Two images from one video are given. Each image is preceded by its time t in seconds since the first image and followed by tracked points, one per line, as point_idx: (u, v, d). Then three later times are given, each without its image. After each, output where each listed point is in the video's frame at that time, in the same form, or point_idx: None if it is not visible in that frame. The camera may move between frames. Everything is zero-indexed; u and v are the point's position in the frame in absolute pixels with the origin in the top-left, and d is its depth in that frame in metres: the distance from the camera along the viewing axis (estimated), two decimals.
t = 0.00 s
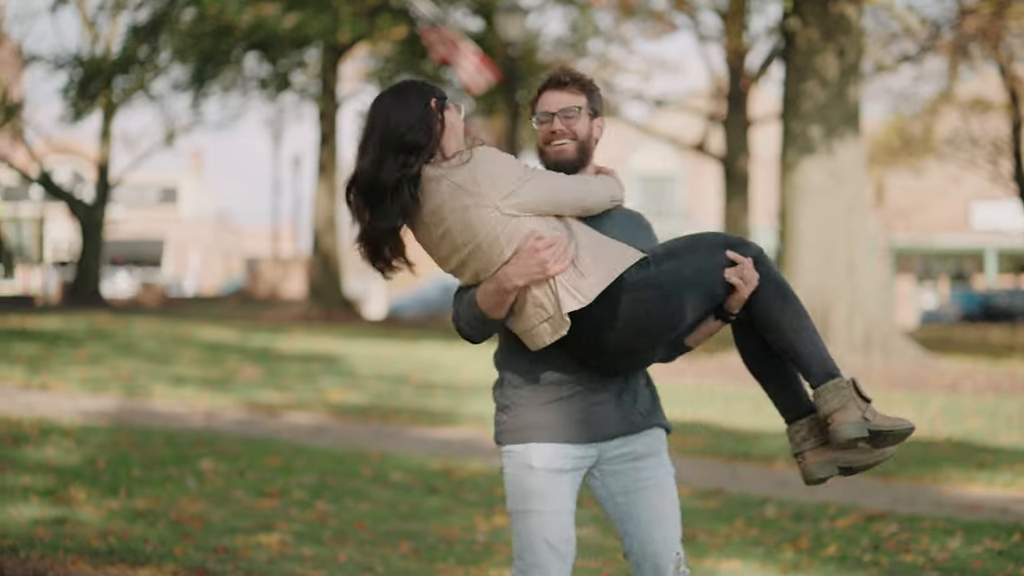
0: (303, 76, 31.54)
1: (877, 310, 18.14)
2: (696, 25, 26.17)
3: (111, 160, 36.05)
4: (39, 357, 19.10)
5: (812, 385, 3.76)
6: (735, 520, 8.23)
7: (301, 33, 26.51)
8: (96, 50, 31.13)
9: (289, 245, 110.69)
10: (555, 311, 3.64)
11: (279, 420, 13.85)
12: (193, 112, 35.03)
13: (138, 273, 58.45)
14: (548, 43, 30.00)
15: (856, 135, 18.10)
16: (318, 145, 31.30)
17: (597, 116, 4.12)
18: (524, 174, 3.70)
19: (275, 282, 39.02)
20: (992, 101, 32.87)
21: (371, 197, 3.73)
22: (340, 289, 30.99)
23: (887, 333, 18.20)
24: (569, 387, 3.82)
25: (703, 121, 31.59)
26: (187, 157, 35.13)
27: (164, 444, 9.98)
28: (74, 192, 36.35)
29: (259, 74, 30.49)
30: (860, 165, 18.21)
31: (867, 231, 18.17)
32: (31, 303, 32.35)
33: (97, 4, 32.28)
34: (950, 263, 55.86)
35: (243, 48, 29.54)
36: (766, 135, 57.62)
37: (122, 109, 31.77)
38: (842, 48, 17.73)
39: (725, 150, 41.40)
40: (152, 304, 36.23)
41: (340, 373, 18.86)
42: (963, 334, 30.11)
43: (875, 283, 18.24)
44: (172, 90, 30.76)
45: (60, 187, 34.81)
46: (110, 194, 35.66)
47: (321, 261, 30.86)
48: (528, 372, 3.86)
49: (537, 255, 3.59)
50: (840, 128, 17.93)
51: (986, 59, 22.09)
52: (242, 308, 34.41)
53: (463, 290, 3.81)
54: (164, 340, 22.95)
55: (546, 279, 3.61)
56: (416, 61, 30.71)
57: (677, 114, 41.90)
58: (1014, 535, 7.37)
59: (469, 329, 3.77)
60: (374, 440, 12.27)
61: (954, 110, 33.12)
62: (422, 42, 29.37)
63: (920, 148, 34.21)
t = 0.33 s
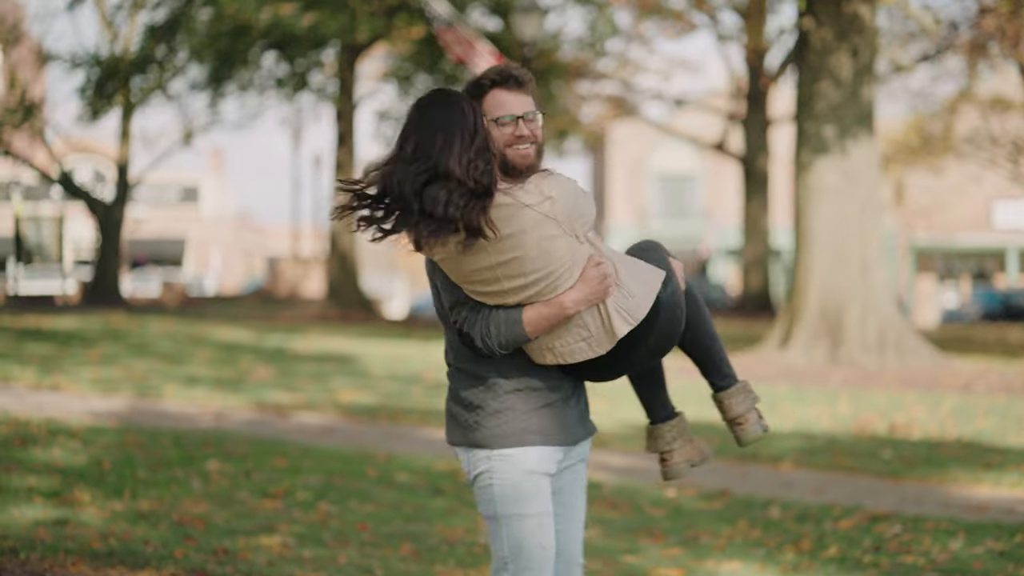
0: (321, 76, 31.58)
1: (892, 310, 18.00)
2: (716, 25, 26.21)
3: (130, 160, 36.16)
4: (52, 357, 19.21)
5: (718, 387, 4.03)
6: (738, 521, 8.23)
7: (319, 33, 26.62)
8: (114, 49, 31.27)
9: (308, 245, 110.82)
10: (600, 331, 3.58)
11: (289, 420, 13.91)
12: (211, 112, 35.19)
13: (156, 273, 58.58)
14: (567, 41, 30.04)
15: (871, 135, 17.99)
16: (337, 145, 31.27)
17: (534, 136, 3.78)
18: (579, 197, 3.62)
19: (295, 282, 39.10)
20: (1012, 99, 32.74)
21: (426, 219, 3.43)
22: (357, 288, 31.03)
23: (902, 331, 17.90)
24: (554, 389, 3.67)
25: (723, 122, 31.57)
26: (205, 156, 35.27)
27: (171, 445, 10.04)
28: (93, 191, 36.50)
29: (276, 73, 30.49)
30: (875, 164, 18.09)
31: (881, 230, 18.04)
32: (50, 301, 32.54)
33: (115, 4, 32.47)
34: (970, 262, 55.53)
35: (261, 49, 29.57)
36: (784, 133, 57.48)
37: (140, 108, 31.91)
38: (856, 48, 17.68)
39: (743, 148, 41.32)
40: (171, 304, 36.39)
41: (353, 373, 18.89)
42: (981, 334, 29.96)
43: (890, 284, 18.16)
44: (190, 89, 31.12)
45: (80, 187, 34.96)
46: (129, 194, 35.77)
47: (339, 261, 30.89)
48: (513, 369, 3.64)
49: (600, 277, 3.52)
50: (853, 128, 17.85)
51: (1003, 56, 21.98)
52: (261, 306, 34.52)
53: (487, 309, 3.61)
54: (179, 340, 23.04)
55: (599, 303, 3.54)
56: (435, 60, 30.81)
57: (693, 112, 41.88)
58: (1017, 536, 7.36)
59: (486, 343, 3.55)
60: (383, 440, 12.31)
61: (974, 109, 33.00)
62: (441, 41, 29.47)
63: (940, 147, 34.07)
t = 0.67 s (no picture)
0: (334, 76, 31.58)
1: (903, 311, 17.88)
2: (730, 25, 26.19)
3: (143, 159, 36.28)
4: (61, 357, 19.23)
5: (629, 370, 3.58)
6: (740, 521, 8.21)
7: (331, 33, 26.68)
8: (127, 48, 31.36)
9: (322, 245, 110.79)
10: (628, 331, 3.29)
11: (296, 420, 13.90)
12: (224, 112, 35.26)
13: (170, 274, 58.60)
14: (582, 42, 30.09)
15: (881, 135, 17.93)
16: (350, 144, 31.24)
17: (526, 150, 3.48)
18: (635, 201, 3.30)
19: (310, 282, 39.09)
20: None
21: (539, 236, 3.08)
22: (370, 288, 31.02)
23: (912, 331, 17.80)
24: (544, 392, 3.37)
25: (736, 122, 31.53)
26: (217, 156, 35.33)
27: (175, 445, 10.05)
28: (106, 190, 36.64)
29: (288, 72, 30.50)
30: (885, 165, 18.02)
31: (890, 229, 18.00)
32: (64, 300, 32.68)
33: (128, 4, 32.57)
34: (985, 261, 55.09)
35: (274, 48, 29.42)
36: (797, 133, 57.38)
37: (153, 108, 32.02)
38: (866, 48, 17.64)
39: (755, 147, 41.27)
40: (184, 303, 36.48)
41: (362, 373, 18.88)
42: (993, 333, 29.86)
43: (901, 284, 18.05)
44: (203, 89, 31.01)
45: (93, 187, 35.08)
46: (142, 194, 35.84)
47: (353, 261, 30.91)
48: (536, 367, 3.33)
49: (645, 280, 3.26)
50: (863, 128, 17.81)
51: (1015, 57, 21.92)
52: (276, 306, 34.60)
53: (537, 315, 3.23)
54: (189, 340, 23.05)
55: (634, 310, 3.25)
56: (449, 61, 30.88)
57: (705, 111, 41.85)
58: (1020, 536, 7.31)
59: (533, 350, 3.22)
60: (389, 441, 12.28)
61: (988, 109, 32.92)
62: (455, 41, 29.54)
63: (954, 147, 33.97)
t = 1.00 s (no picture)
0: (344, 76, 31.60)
1: (912, 310, 17.90)
2: (741, 25, 26.15)
3: (154, 159, 36.42)
4: (70, 357, 19.29)
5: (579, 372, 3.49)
6: (744, 521, 8.21)
7: (342, 34, 26.73)
8: (139, 48, 31.48)
9: (335, 245, 110.82)
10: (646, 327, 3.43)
11: (303, 420, 13.94)
12: (234, 112, 35.33)
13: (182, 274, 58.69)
14: (593, 41, 30.07)
15: (890, 135, 17.90)
16: (361, 144, 31.24)
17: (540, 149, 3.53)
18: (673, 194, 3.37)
19: (321, 282, 39.12)
20: None
21: (621, 244, 3.15)
22: (380, 288, 30.99)
23: (921, 330, 17.77)
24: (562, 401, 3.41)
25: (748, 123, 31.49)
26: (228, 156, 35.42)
27: (182, 445, 10.09)
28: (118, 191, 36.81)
29: (298, 72, 30.53)
30: (893, 165, 18.02)
31: (900, 228, 18.02)
32: (75, 300, 32.80)
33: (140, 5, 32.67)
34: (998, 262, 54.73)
35: (284, 49, 29.44)
36: (808, 132, 57.31)
37: (164, 108, 32.10)
38: (874, 47, 17.61)
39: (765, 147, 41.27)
40: (195, 303, 36.58)
41: (371, 373, 18.92)
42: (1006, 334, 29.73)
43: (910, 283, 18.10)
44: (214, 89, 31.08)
45: (105, 187, 35.19)
46: (153, 194, 35.95)
47: (363, 261, 30.91)
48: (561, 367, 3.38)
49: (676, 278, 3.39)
50: (872, 128, 17.79)
51: None
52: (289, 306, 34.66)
53: (577, 315, 3.29)
54: (199, 340, 23.08)
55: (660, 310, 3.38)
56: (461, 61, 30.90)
57: (716, 110, 41.84)
58: None
59: (577, 350, 3.30)
60: (397, 441, 12.31)
61: (1000, 109, 32.80)
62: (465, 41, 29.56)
63: (967, 147, 33.86)
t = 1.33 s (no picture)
0: (353, 76, 31.60)
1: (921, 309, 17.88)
2: (750, 25, 26.10)
3: (164, 160, 36.48)
4: (78, 357, 19.31)
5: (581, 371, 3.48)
6: (749, 521, 8.20)
7: (351, 35, 26.75)
8: (149, 49, 31.53)
9: (346, 245, 110.70)
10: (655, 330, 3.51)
11: (310, 420, 13.93)
12: (243, 113, 35.35)
13: (191, 274, 58.72)
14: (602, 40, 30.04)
15: (898, 134, 17.88)
16: (370, 144, 31.19)
17: (551, 145, 3.50)
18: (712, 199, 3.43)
19: (330, 282, 39.10)
20: None
21: (684, 252, 3.19)
22: (388, 288, 30.94)
23: (929, 330, 17.73)
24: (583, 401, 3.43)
25: (756, 122, 31.43)
26: (237, 157, 35.49)
27: (188, 445, 10.09)
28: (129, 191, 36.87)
29: (307, 72, 30.52)
30: (902, 164, 17.99)
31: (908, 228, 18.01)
32: (85, 300, 32.88)
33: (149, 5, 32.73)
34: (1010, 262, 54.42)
35: (293, 48, 29.31)
36: (817, 132, 57.18)
37: (174, 108, 32.13)
38: (883, 46, 17.59)
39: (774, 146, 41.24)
40: (205, 303, 36.64)
41: (379, 373, 18.92)
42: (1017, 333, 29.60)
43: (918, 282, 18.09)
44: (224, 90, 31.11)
45: (115, 188, 35.27)
46: (164, 194, 36.05)
47: (372, 261, 30.88)
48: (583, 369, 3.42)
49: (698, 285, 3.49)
50: (880, 127, 17.77)
51: None
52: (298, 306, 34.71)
53: (618, 315, 3.34)
54: (207, 340, 23.08)
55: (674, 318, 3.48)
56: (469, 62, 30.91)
57: (724, 109, 41.81)
58: None
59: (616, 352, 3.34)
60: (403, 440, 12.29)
61: (1011, 108, 32.68)
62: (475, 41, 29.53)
63: (978, 145, 33.75)
